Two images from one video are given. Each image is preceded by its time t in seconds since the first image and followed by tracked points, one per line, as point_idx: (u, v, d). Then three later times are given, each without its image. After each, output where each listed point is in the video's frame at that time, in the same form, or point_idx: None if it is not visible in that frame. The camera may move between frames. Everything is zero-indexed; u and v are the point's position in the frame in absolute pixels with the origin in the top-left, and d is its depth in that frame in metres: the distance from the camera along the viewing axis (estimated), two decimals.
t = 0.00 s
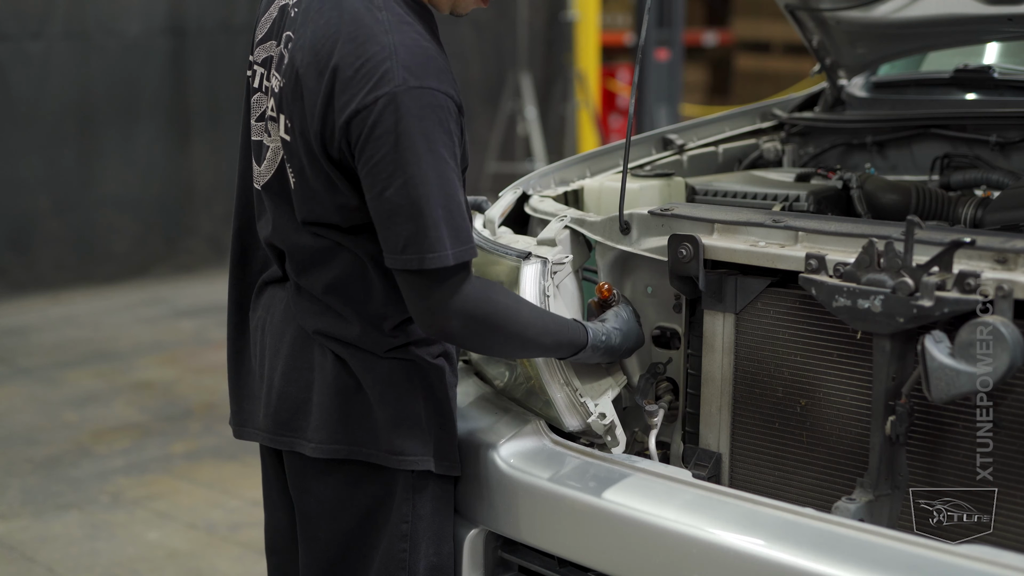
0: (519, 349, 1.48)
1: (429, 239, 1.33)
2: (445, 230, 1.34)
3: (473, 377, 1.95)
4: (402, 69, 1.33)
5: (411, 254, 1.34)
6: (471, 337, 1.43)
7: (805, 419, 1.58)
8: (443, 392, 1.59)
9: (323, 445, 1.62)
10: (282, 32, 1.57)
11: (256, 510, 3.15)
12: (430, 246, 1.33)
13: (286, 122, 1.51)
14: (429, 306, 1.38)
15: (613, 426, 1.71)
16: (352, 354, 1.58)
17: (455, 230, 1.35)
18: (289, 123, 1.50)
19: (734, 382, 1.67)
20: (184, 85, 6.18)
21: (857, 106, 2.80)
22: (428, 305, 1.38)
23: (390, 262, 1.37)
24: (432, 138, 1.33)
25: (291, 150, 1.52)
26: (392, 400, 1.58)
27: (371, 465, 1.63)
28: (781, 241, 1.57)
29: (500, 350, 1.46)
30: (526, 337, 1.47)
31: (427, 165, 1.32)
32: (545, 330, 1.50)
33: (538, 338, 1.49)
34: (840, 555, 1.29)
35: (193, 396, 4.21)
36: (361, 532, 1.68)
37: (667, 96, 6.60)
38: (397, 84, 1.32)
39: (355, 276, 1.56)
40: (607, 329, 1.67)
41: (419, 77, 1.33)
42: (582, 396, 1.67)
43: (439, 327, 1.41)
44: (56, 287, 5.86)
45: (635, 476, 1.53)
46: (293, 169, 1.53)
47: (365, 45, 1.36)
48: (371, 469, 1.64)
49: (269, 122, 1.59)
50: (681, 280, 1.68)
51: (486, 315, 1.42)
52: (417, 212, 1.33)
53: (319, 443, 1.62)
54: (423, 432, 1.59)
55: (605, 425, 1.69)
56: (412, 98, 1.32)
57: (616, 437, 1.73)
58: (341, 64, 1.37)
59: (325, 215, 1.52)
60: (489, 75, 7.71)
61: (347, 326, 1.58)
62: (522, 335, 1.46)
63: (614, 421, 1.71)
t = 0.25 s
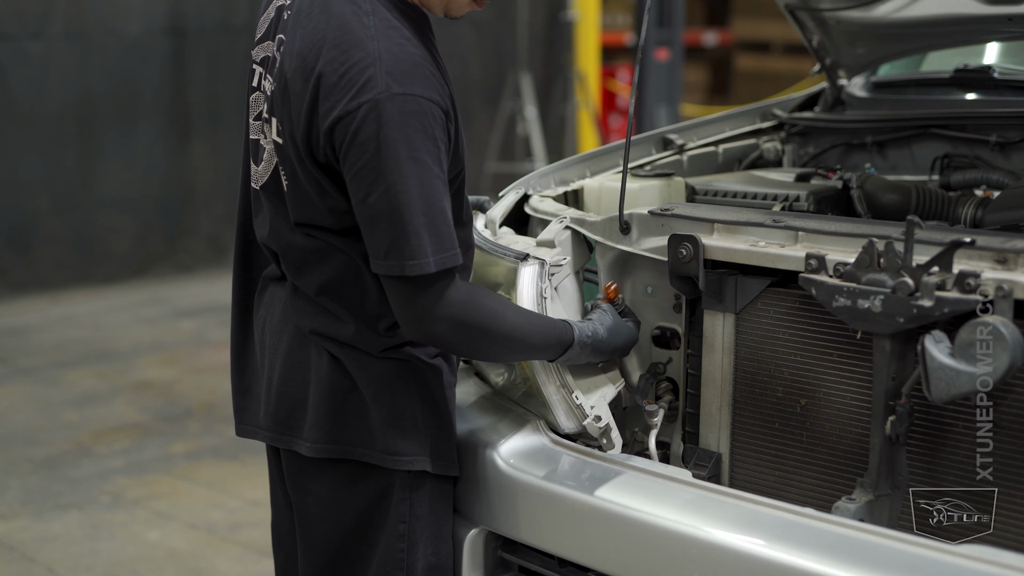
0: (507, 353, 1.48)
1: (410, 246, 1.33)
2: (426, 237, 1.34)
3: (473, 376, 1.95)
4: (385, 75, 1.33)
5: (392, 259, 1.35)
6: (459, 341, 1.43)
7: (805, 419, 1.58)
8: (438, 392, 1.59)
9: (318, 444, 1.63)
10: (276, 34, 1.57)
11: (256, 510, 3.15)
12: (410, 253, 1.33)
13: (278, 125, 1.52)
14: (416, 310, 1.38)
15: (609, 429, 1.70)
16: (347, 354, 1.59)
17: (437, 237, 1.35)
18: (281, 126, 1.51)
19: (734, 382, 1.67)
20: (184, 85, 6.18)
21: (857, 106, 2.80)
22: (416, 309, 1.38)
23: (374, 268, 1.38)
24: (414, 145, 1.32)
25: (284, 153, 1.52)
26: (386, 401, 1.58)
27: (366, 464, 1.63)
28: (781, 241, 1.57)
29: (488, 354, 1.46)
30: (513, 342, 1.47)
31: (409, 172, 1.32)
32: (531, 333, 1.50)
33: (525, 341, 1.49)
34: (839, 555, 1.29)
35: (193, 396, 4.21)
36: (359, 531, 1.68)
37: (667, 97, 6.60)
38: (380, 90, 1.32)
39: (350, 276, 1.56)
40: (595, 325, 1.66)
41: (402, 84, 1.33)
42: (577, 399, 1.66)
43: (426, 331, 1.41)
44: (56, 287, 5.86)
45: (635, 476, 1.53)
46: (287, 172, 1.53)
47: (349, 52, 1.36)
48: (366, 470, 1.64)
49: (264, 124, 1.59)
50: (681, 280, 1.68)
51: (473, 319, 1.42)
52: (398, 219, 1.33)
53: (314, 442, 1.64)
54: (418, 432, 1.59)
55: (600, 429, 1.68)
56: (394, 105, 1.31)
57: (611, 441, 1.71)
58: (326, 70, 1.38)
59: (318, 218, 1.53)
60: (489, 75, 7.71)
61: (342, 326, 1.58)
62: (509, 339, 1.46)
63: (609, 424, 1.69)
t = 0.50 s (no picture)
0: (503, 353, 1.48)
1: (398, 246, 1.33)
2: (414, 236, 1.34)
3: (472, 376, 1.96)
4: (373, 75, 1.33)
5: (381, 259, 1.35)
6: (455, 341, 1.43)
7: (804, 419, 1.58)
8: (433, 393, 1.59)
9: (312, 443, 1.64)
10: (270, 34, 1.57)
11: (256, 510, 3.15)
12: (399, 252, 1.33)
13: (270, 125, 1.52)
14: (412, 309, 1.38)
15: (609, 429, 1.68)
16: (341, 354, 1.59)
17: (425, 237, 1.35)
18: (273, 127, 1.51)
19: (733, 382, 1.67)
20: (184, 85, 6.18)
21: (857, 106, 2.80)
22: (411, 308, 1.38)
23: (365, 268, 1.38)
24: (402, 145, 1.32)
25: (277, 154, 1.53)
26: (382, 401, 1.58)
27: (360, 463, 1.64)
28: (781, 241, 1.57)
29: (484, 353, 1.46)
30: (508, 342, 1.47)
31: (397, 172, 1.32)
32: (529, 332, 1.50)
33: (522, 341, 1.49)
34: (838, 554, 1.29)
35: (193, 396, 4.21)
36: (356, 531, 1.69)
37: (667, 97, 6.60)
38: (367, 90, 1.32)
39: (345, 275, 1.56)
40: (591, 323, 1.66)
41: (389, 83, 1.33)
42: (576, 399, 1.66)
43: (422, 331, 1.41)
44: (56, 287, 5.86)
45: (635, 475, 1.53)
46: (280, 172, 1.54)
47: (338, 52, 1.36)
48: (361, 469, 1.65)
49: (259, 126, 1.60)
50: (681, 280, 1.67)
51: (470, 319, 1.42)
52: (386, 219, 1.33)
53: (308, 442, 1.64)
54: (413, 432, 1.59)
55: (599, 429, 1.66)
56: (381, 104, 1.31)
57: (611, 441, 1.69)
58: (314, 70, 1.38)
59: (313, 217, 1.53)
60: (489, 75, 7.71)
61: (337, 326, 1.58)
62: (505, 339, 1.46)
63: (609, 424, 1.67)
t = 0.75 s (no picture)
0: (504, 351, 1.48)
1: (398, 242, 1.33)
2: (414, 233, 1.34)
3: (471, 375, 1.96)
4: (372, 72, 1.33)
5: (381, 256, 1.35)
6: (455, 339, 1.43)
7: (804, 419, 1.58)
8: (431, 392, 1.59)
9: (310, 443, 1.64)
10: (268, 33, 1.57)
11: (256, 510, 3.15)
12: (399, 249, 1.33)
13: (269, 123, 1.53)
14: (411, 307, 1.38)
15: (609, 429, 1.68)
16: (339, 353, 1.59)
17: (425, 234, 1.35)
18: (271, 124, 1.51)
19: (733, 382, 1.67)
20: (184, 85, 6.18)
21: (857, 106, 2.80)
22: (409, 305, 1.38)
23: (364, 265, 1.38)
24: (402, 142, 1.32)
25: (276, 153, 1.53)
26: (379, 400, 1.58)
27: (358, 462, 1.64)
28: (781, 241, 1.57)
29: (485, 351, 1.46)
30: (508, 340, 1.47)
31: (396, 169, 1.32)
32: (529, 330, 1.50)
33: (523, 339, 1.49)
34: (837, 554, 1.29)
35: (193, 396, 4.21)
36: (355, 531, 1.69)
37: (667, 97, 6.60)
38: (366, 87, 1.32)
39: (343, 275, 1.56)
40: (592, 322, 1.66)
41: (388, 80, 1.33)
42: (576, 399, 1.66)
43: (421, 329, 1.41)
44: (56, 287, 5.86)
45: (635, 475, 1.53)
46: (278, 171, 1.54)
47: (337, 49, 1.36)
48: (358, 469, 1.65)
49: (257, 125, 1.60)
50: (681, 280, 1.67)
51: (470, 317, 1.42)
52: (386, 217, 1.33)
53: (306, 441, 1.64)
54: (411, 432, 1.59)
55: (599, 429, 1.66)
56: (380, 101, 1.31)
57: (611, 441, 1.69)
58: (313, 68, 1.38)
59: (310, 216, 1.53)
60: (489, 76, 7.71)
61: (334, 325, 1.58)
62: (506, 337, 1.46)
63: (609, 424, 1.67)
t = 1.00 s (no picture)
0: (507, 349, 1.48)
1: (395, 242, 1.33)
2: (411, 233, 1.34)
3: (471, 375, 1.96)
4: (369, 72, 1.33)
5: (379, 256, 1.35)
6: (457, 337, 1.43)
7: (805, 419, 1.58)
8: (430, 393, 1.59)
9: (309, 443, 1.64)
10: (268, 33, 1.57)
11: (256, 510, 3.15)
12: (396, 249, 1.33)
13: (266, 121, 1.53)
14: (414, 306, 1.38)
15: (609, 429, 1.67)
16: (338, 353, 1.59)
17: (423, 234, 1.35)
18: (269, 123, 1.51)
19: (733, 383, 1.67)
20: (184, 85, 6.18)
21: (857, 106, 2.80)
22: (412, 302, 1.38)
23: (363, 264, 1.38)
24: (399, 143, 1.32)
25: (273, 152, 1.53)
26: (378, 400, 1.58)
27: (357, 462, 1.64)
28: (781, 241, 1.57)
29: (488, 348, 1.46)
30: (512, 337, 1.47)
31: (393, 169, 1.32)
32: (532, 327, 1.50)
33: (526, 337, 1.49)
34: (836, 554, 1.30)
35: (193, 396, 4.21)
36: (354, 530, 1.69)
37: (667, 97, 6.60)
38: (364, 87, 1.32)
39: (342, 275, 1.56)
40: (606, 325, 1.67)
41: (386, 80, 1.33)
42: (576, 400, 1.66)
43: (424, 327, 1.41)
44: (56, 287, 5.86)
45: (635, 476, 1.53)
46: (276, 170, 1.54)
47: (335, 49, 1.36)
48: (357, 468, 1.65)
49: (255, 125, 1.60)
50: (681, 280, 1.68)
51: (472, 315, 1.42)
52: (383, 217, 1.33)
53: (305, 441, 1.64)
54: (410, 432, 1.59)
55: (599, 429, 1.66)
56: (378, 101, 1.31)
57: (611, 441, 1.68)
58: (311, 67, 1.38)
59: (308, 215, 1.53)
60: (489, 76, 7.71)
61: (333, 325, 1.58)
62: (507, 333, 1.46)
63: (609, 424, 1.67)
